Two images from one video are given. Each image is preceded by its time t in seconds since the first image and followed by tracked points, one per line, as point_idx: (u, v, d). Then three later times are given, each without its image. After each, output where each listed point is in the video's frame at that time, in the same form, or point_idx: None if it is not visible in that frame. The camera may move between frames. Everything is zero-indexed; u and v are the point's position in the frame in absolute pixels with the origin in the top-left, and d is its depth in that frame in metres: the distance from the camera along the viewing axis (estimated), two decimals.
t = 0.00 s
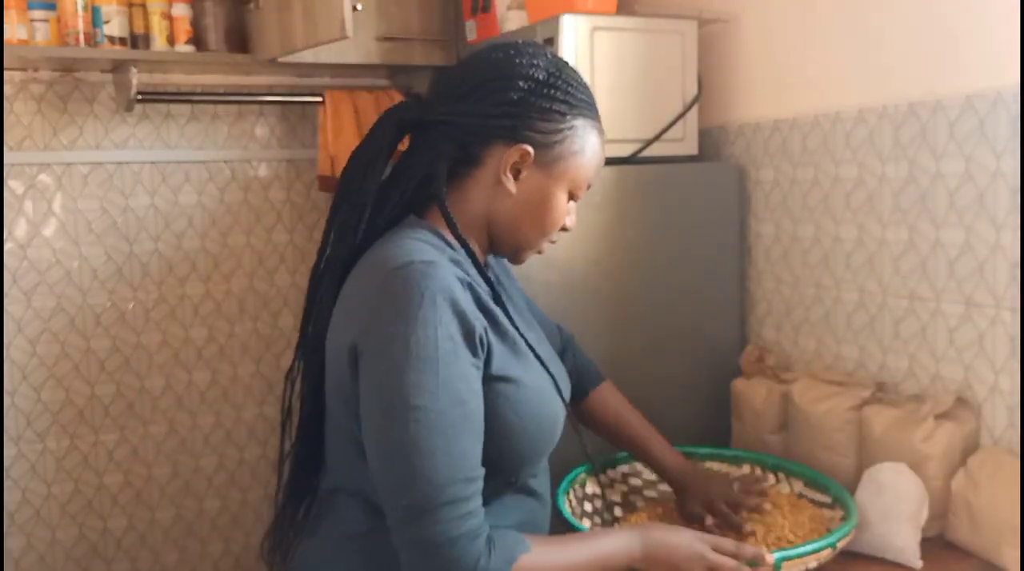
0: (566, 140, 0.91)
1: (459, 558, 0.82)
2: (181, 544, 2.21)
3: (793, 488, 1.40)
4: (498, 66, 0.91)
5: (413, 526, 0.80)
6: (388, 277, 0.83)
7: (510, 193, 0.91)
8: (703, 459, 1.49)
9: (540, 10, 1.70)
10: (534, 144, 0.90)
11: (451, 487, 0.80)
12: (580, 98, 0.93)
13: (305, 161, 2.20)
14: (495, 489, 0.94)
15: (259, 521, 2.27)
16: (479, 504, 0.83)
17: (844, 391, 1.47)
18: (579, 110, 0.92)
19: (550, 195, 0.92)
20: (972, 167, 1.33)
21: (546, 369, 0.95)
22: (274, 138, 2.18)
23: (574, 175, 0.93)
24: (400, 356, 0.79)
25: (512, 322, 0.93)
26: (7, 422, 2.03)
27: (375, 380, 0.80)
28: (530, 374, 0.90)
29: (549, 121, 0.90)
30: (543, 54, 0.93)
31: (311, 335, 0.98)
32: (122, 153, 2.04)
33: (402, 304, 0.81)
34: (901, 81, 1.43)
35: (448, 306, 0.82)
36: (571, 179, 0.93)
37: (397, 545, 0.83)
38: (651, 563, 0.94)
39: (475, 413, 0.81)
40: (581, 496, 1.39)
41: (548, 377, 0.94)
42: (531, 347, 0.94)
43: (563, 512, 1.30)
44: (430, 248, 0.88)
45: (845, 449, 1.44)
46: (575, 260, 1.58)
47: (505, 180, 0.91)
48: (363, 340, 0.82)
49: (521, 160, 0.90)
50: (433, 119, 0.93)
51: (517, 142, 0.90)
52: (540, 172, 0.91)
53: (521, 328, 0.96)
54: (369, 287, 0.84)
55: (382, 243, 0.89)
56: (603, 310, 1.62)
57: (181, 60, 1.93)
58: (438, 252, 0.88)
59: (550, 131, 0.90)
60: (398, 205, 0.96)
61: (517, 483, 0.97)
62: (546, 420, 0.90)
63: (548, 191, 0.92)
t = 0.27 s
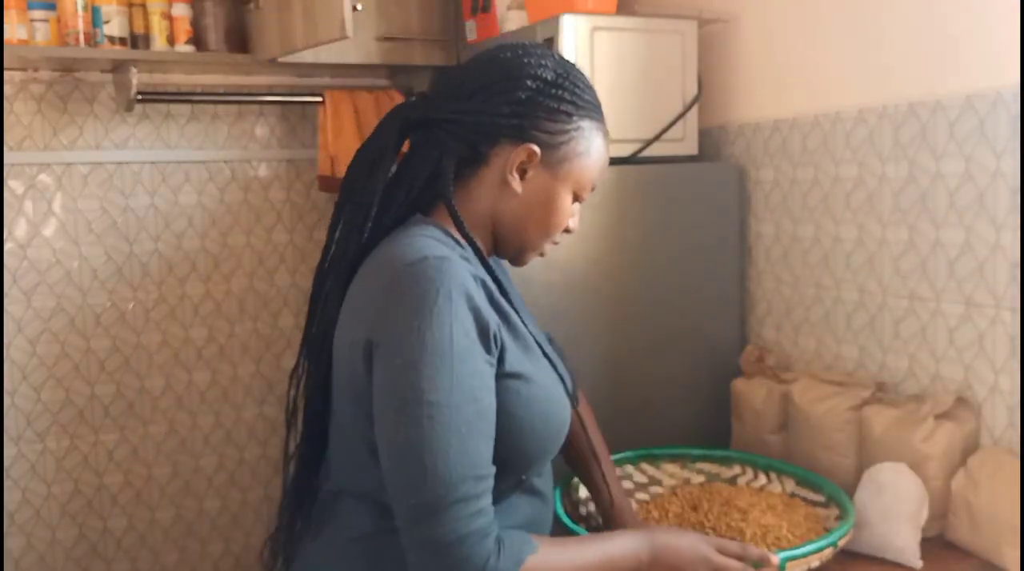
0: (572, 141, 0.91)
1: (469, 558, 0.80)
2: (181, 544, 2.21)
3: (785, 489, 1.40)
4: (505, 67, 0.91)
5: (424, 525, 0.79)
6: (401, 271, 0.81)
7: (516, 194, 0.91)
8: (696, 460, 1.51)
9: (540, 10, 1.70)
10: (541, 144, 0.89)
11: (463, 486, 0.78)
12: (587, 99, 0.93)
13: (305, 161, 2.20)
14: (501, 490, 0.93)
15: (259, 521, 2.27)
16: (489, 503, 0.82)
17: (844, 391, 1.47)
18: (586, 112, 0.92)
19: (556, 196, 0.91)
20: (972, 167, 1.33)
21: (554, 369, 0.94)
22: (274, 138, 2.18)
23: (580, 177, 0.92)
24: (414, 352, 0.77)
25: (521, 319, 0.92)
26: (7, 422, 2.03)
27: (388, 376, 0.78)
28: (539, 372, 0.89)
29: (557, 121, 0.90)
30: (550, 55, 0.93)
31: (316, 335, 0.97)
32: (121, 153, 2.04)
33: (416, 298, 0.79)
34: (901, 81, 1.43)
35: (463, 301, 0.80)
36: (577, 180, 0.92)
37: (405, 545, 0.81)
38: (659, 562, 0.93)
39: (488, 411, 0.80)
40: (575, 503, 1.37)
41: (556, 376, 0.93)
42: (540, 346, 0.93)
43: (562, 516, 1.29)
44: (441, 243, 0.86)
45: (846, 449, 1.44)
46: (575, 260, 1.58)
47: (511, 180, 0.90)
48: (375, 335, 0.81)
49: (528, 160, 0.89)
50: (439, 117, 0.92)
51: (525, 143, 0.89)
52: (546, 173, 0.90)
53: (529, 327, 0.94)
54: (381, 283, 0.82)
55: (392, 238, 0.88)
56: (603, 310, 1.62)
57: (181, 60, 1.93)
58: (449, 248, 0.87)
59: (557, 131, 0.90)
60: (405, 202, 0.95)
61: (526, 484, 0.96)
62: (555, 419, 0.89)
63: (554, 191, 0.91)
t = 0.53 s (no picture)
0: (564, 139, 0.91)
1: (470, 555, 0.80)
2: (182, 543, 2.22)
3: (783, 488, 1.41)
4: (496, 66, 0.91)
5: (425, 524, 0.79)
6: (397, 270, 0.82)
7: (509, 193, 0.91)
8: (694, 460, 1.50)
9: (539, 12, 1.71)
10: (533, 143, 0.90)
11: (463, 482, 0.78)
12: (578, 96, 0.93)
13: (306, 162, 2.22)
14: (500, 489, 0.94)
15: (259, 519, 2.29)
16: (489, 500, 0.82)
17: (841, 391, 1.48)
18: (577, 108, 0.92)
19: (549, 194, 0.91)
20: (970, 168, 1.33)
21: (552, 367, 0.95)
22: (275, 139, 2.20)
23: (572, 174, 0.92)
24: (412, 350, 0.78)
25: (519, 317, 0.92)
26: (8, 422, 2.03)
27: (386, 374, 0.79)
28: (536, 369, 0.90)
29: (548, 119, 0.90)
30: (540, 52, 0.93)
31: (314, 337, 0.98)
32: (123, 154, 2.04)
33: (413, 296, 0.80)
34: (899, 82, 1.44)
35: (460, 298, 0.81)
36: (569, 178, 0.92)
37: (406, 544, 0.82)
38: (660, 560, 0.95)
39: (487, 408, 0.80)
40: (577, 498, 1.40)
41: (554, 372, 0.94)
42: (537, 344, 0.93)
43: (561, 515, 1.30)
44: (438, 242, 0.87)
45: (843, 448, 1.45)
46: (574, 260, 1.59)
47: (504, 179, 0.90)
48: (373, 334, 0.81)
49: (520, 159, 0.90)
50: (434, 117, 0.93)
51: (517, 141, 0.89)
52: (539, 171, 0.90)
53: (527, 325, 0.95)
54: (378, 282, 0.82)
55: (389, 238, 0.88)
56: (603, 310, 1.63)
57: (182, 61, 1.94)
58: (446, 246, 0.87)
59: (548, 129, 0.90)
60: (399, 203, 0.95)
61: (526, 481, 0.97)
62: (554, 415, 0.90)
63: (547, 189, 0.91)
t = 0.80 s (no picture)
0: (557, 137, 0.90)
1: (470, 557, 0.80)
2: (182, 544, 2.21)
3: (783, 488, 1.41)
4: (487, 64, 0.90)
5: (423, 526, 0.79)
6: (389, 271, 0.81)
7: (502, 192, 0.90)
8: (695, 460, 1.49)
9: (540, 12, 1.71)
10: (525, 142, 0.89)
11: (459, 483, 0.78)
12: (570, 94, 0.92)
13: (306, 162, 2.21)
14: (497, 490, 0.93)
15: (259, 520, 2.29)
16: (487, 500, 0.82)
17: (842, 391, 1.48)
18: (569, 107, 0.91)
19: (542, 193, 0.91)
20: (971, 168, 1.33)
21: (547, 367, 0.95)
22: (275, 139, 2.19)
23: (566, 172, 0.92)
24: (405, 352, 0.77)
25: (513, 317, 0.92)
26: (7, 423, 2.02)
27: (380, 376, 0.78)
28: (531, 368, 0.89)
29: (540, 117, 0.89)
30: (532, 50, 0.92)
31: (308, 340, 0.98)
32: (123, 154, 2.04)
33: (405, 297, 0.79)
34: (899, 82, 1.44)
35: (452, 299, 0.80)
36: (563, 175, 0.91)
37: (405, 546, 0.81)
38: (662, 559, 0.94)
39: (482, 408, 0.80)
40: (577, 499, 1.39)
41: (549, 372, 0.93)
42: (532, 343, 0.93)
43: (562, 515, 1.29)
44: (431, 243, 0.86)
45: (844, 449, 1.44)
46: (575, 260, 1.59)
47: (496, 179, 0.90)
48: (366, 336, 0.81)
49: (512, 158, 0.89)
50: (426, 117, 0.92)
51: (508, 141, 0.89)
52: (532, 170, 0.90)
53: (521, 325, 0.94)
54: (371, 284, 0.82)
55: (381, 240, 0.88)
56: (603, 309, 1.62)
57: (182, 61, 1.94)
58: (439, 247, 0.87)
59: (541, 128, 0.89)
60: (393, 203, 0.95)
61: (523, 482, 0.96)
62: (549, 415, 0.89)
63: (540, 188, 0.90)
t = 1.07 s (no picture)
0: (550, 136, 0.90)
1: (469, 558, 0.80)
2: (182, 544, 2.22)
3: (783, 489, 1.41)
4: (479, 64, 0.90)
5: (422, 528, 0.79)
6: (384, 274, 0.81)
7: (497, 192, 0.90)
8: (694, 461, 1.49)
9: (539, 12, 1.71)
10: (519, 141, 0.89)
11: (457, 485, 0.78)
12: (563, 92, 0.92)
13: (306, 162, 2.22)
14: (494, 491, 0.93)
15: (259, 520, 2.29)
16: (485, 501, 0.82)
17: (842, 391, 1.48)
18: (562, 105, 0.91)
19: (538, 191, 0.91)
20: (971, 168, 1.33)
21: (544, 367, 0.95)
22: (275, 139, 2.19)
23: (561, 170, 0.92)
24: (402, 355, 0.77)
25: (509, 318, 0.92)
26: (8, 423, 2.02)
27: (376, 379, 0.78)
28: (528, 370, 0.89)
29: (533, 116, 0.89)
30: (523, 49, 0.92)
31: (305, 341, 0.98)
32: (123, 154, 2.04)
33: (400, 300, 0.79)
34: (898, 82, 1.44)
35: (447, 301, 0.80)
36: (557, 174, 0.91)
37: (405, 549, 0.81)
38: (662, 559, 0.94)
39: (479, 410, 0.80)
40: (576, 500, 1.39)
41: (546, 372, 0.93)
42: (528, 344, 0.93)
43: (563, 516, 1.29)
44: (427, 246, 0.86)
45: (844, 449, 1.44)
46: (575, 261, 1.59)
47: (491, 179, 0.90)
48: (361, 339, 0.81)
49: (506, 158, 0.89)
50: (421, 117, 0.92)
51: (502, 140, 0.89)
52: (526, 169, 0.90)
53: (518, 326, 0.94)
54: (366, 287, 0.82)
55: (376, 242, 0.88)
56: (602, 310, 1.62)
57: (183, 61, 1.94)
58: (435, 249, 0.87)
59: (533, 127, 0.89)
60: (387, 205, 0.94)
61: (520, 481, 0.96)
62: (546, 415, 0.89)
63: (535, 187, 0.91)
